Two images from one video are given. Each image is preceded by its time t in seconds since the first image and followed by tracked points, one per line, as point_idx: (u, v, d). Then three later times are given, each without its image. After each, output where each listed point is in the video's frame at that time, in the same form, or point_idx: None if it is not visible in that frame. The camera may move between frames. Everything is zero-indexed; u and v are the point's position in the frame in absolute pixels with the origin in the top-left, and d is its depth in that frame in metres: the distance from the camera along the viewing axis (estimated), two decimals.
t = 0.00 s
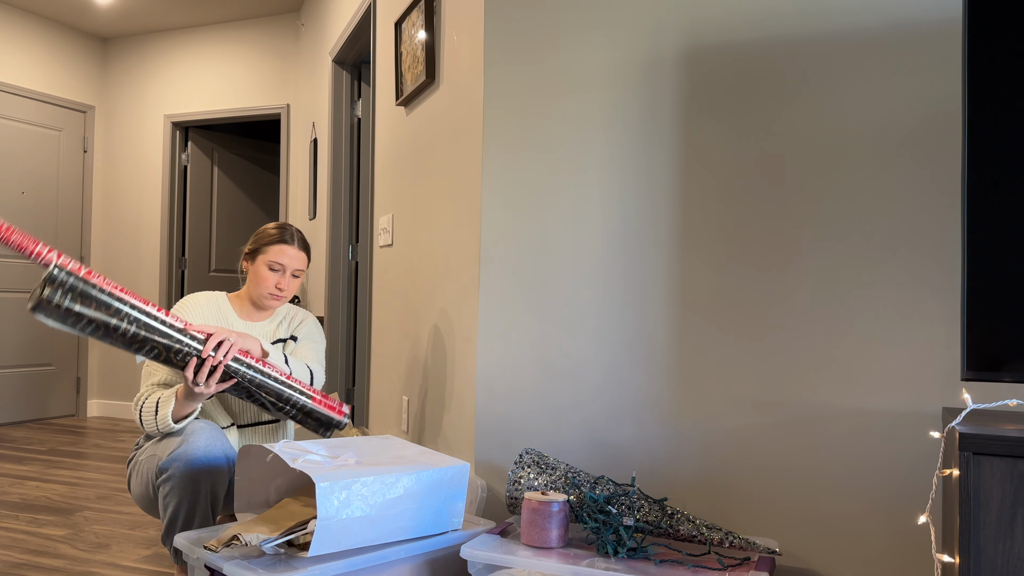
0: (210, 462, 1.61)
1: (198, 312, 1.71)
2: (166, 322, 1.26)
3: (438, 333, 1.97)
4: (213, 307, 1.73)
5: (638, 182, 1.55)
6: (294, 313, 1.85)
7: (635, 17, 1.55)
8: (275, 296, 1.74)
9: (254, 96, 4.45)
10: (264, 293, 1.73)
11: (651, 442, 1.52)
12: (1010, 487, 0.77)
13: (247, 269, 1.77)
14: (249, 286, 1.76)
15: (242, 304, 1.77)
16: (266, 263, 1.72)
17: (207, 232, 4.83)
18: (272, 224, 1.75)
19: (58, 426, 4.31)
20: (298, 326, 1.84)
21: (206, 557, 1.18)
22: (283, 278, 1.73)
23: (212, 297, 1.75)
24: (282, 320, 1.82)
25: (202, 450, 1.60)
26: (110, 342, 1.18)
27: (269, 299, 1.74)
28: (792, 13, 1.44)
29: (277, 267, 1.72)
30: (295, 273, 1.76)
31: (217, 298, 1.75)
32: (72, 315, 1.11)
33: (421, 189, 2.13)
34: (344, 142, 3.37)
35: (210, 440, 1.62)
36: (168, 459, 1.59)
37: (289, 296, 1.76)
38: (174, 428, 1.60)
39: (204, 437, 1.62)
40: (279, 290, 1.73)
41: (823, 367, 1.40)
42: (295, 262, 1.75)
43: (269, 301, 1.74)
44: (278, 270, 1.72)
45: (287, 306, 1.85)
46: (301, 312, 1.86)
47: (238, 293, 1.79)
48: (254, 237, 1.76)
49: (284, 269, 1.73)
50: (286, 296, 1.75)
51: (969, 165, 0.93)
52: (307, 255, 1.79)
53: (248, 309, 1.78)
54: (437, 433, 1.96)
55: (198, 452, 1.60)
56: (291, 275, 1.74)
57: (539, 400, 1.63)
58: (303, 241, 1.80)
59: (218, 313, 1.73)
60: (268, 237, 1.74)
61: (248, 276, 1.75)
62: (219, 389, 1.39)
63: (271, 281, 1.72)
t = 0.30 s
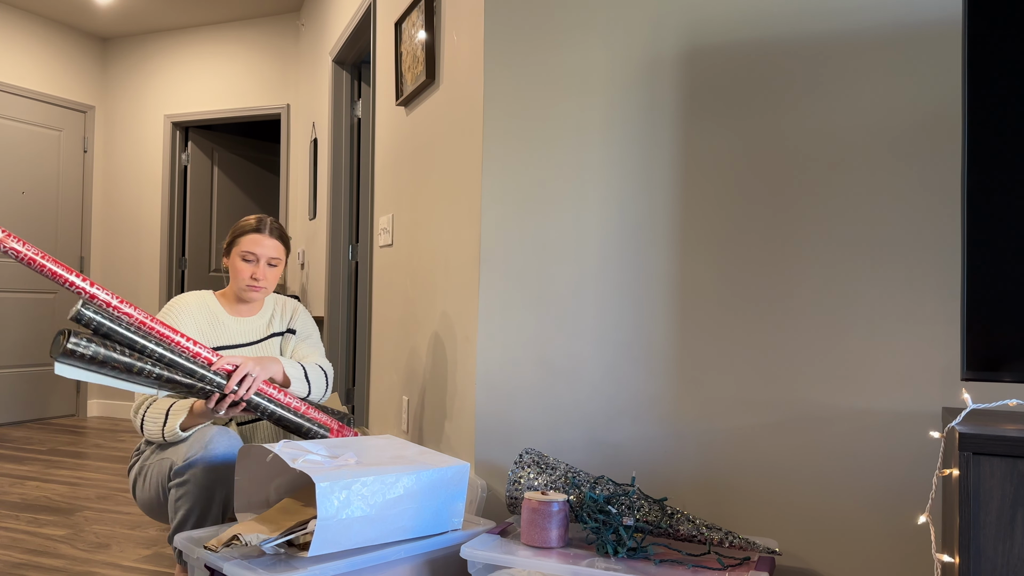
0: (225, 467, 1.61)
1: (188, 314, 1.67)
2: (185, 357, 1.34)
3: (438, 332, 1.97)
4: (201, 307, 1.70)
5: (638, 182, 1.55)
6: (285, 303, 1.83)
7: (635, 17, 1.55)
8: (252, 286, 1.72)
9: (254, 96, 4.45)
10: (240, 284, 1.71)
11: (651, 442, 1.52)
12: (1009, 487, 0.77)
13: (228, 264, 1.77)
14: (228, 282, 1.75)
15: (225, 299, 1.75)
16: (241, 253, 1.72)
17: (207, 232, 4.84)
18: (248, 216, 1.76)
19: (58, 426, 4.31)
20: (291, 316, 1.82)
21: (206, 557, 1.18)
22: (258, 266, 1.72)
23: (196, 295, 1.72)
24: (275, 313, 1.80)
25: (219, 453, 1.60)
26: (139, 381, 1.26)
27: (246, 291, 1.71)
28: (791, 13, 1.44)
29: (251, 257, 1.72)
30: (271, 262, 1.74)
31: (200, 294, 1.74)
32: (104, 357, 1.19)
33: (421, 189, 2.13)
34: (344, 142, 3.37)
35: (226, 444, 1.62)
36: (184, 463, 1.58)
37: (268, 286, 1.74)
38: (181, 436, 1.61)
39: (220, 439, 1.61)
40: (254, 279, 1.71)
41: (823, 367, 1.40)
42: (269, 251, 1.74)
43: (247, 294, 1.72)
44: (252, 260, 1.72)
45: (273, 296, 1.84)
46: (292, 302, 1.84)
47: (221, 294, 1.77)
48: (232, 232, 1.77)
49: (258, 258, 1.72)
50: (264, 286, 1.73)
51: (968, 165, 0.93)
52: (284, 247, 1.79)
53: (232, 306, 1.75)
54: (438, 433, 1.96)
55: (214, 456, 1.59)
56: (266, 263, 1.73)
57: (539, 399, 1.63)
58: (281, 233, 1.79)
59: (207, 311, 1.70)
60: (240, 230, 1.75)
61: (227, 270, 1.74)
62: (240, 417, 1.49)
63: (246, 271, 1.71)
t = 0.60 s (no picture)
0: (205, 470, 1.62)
1: (191, 310, 1.64)
2: (236, 405, 1.33)
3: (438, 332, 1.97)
4: (204, 304, 1.68)
5: (637, 182, 1.55)
6: (282, 295, 1.81)
7: (635, 17, 1.55)
8: (238, 285, 1.68)
9: (254, 96, 4.45)
10: (225, 283, 1.68)
11: (651, 442, 1.52)
12: (1009, 487, 0.77)
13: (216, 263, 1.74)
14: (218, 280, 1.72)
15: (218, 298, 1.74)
16: (223, 252, 1.68)
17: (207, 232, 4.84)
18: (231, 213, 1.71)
19: (58, 426, 4.31)
20: (289, 308, 1.79)
21: (206, 557, 1.19)
22: (239, 265, 1.67)
23: (194, 292, 1.69)
24: (273, 305, 1.78)
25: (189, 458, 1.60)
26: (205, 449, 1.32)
27: (233, 289, 1.68)
28: (790, 13, 1.44)
29: (233, 255, 1.68)
30: (254, 258, 1.69)
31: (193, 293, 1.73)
32: (165, 450, 1.25)
33: (421, 189, 2.13)
34: (344, 142, 3.37)
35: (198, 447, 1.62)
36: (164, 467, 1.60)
37: (253, 283, 1.69)
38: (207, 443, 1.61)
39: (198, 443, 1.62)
40: (237, 278, 1.67)
41: (823, 367, 1.40)
42: (251, 247, 1.68)
43: (234, 293, 1.68)
44: (234, 258, 1.68)
45: (266, 289, 1.81)
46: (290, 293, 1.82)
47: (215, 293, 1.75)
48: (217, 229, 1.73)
49: (240, 255, 1.67)
50: (249, 283, 1.69)
51: (968, 165, 0.93)
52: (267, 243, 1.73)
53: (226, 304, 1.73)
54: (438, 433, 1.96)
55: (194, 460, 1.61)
56: (249, 260, 1.68)
57: (539, 399, 1.63)
58: (265, 227, 1.73)
59: (208, 308, 1.68)
60: (222, 227, 1.70)
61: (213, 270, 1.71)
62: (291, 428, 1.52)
63: (229, 270, 1.67)
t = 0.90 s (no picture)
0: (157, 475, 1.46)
1: (196, 326, 1.63)
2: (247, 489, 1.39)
3: (439, 332, 1.97)
4: (208, 317, 1.66)
5: (637, 181, 1.55)
6: (286, 301, 1.77)
7: (635, 17, 1.55)
8: (241, 291, 1.65)
9: (254, 97, 4.46)
10: (228, 290, 1.65)
11: (650, 442, 1.52)
12: (1009, 487, 0.77)
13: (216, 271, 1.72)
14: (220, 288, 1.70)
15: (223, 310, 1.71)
16: (224, 258, 1.66)
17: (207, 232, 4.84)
18: (231, 218, 1.70)
19: (58, 426, 4.31)
20: (292, 316, 1.75)
21: (206, 557, 1.19)
22: (242, 269, 1.65)
23: (199, 305, 1.68)
24: (277, 311, 1.74)
25: (143, 461, 1.45)
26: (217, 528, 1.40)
27: (235, 296, 1.65)
28: (790, 13, 1.44)
29: (235, 261, 1.66)
30: (256, 263, 1.67)
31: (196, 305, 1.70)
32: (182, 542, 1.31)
33: (421, 189, 2.13)
34: (344, 142, 3.37)
35: (152, 449, 1.47)
36: (118, 467, 1.48)
37: (256, 287, 1.66)
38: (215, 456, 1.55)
39: (151, 443, 1.48)
40: (240, 283, 1.64)
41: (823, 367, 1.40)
42: (252, 251, 1.67)
43: (238, 299, 1.65)
44: (236, 264, 1.66)
45: (271, 293, 1.78)
46: (294, 298, 1.78)
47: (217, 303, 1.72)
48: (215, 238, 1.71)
49: (241, 260, 1.66)
50: (253, 288, 1.66)
51: (968, 166, 0.93)
52: (268, 247, 1.71)
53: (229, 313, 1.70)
54: (438, 432, 1.96)
55: (142, 462, 1.45)
56: (251, 265, 1.66)
57: (539, 399, 1.63)
58: (265, 232, 1.72)
59: (212, 322, 1.66)
60: (222, 233, 1.68)
61: (214, 278, 1.69)
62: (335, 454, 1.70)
63: (231, 275, 1.65)
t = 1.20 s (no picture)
0: (158, 470, 1.50)
1: (195, 331, 1.62)
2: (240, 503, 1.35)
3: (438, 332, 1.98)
4: (209, 322, 1.65)
5: (637, 181, 1.55)
6: (290, 307, 1.77)
7: (635, 17, 1.55)
8: (260, 295, 1.67)
9: (254, 97, 4.46)
10: (247, 295, 1.65)
11: (650, 442, 1.52)
12: (1009, 487, 0.77)
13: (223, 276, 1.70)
14: (228, 294, 1.68)
15: (230, 315, 1.70)
16: (242, 263, 1.65)
17: (207, 231, 4.84)
18: (242, 223, 1.69)
19: (58, 426, 4.31)
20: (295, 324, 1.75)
21: (205, 557, 1.19)
22: (264, 274, 1.67)
23: (199, 312, 1.67)
24: (281, 317, 1.75)
25: (147, 454, 1.50)
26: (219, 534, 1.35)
27: (254, 300, 1.66)
28: (790, 13, 1.44)
29: (255, 266, 1.66)
30: (274, 268, 1.70)
31: (203, 310, 1.68)
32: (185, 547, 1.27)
33: (421, 188, 2.13)
34: (344, 142, 3.37)
35: (156, 443, 1.52)
36: (121, 464, 1.53)
37: (275, 291, 1.69)
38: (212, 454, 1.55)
39: (153, 440, 1.52)
40: (263, 288, 1.66)
41: (823, 367, 1.40)
42: (272, 256, 1.69)
43: (256, 304, 1.67)
44: (256, 269, 1.66)
45: (276, 297, 1.78)
46: (299, 304, 1.79)
47: (220, 309, 1.70)
48: (223, 242, 1.70)
49: (262, 265, 1.67)
50: (272, 292, 1.69)
51: (968, 166, 0.93)
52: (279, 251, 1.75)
53: (236, 318, 1.70)
54: (438, 432, 1.96)
55: (145, 458, 1.50)
56: (271, 270, 1.69)
57: (539, 398, 1.63)
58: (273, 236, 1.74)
59: (212, 327, 1.65)
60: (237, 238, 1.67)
61: (226, 283, 1.67)
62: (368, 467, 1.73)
63: (252, 280, 1.65)
